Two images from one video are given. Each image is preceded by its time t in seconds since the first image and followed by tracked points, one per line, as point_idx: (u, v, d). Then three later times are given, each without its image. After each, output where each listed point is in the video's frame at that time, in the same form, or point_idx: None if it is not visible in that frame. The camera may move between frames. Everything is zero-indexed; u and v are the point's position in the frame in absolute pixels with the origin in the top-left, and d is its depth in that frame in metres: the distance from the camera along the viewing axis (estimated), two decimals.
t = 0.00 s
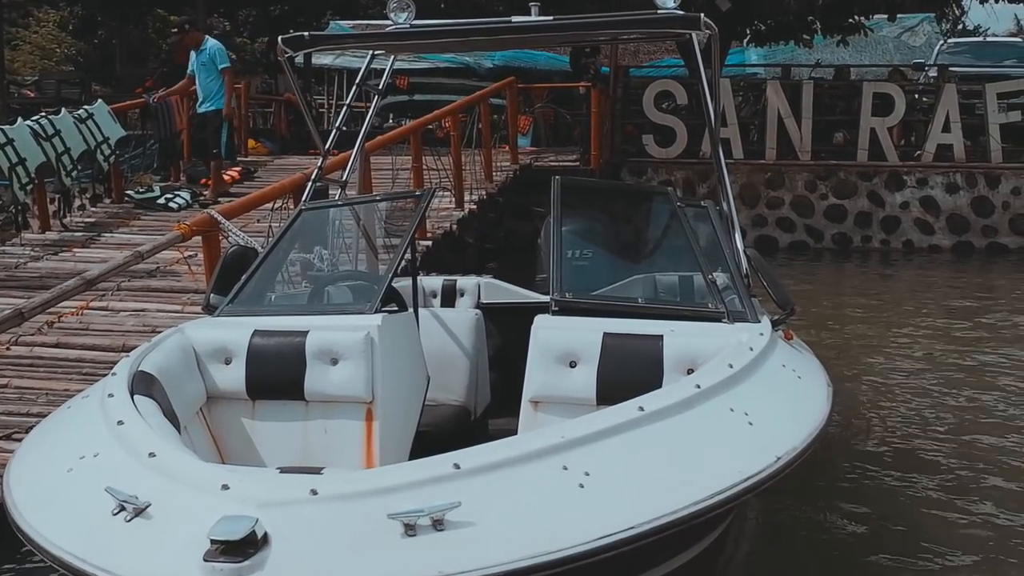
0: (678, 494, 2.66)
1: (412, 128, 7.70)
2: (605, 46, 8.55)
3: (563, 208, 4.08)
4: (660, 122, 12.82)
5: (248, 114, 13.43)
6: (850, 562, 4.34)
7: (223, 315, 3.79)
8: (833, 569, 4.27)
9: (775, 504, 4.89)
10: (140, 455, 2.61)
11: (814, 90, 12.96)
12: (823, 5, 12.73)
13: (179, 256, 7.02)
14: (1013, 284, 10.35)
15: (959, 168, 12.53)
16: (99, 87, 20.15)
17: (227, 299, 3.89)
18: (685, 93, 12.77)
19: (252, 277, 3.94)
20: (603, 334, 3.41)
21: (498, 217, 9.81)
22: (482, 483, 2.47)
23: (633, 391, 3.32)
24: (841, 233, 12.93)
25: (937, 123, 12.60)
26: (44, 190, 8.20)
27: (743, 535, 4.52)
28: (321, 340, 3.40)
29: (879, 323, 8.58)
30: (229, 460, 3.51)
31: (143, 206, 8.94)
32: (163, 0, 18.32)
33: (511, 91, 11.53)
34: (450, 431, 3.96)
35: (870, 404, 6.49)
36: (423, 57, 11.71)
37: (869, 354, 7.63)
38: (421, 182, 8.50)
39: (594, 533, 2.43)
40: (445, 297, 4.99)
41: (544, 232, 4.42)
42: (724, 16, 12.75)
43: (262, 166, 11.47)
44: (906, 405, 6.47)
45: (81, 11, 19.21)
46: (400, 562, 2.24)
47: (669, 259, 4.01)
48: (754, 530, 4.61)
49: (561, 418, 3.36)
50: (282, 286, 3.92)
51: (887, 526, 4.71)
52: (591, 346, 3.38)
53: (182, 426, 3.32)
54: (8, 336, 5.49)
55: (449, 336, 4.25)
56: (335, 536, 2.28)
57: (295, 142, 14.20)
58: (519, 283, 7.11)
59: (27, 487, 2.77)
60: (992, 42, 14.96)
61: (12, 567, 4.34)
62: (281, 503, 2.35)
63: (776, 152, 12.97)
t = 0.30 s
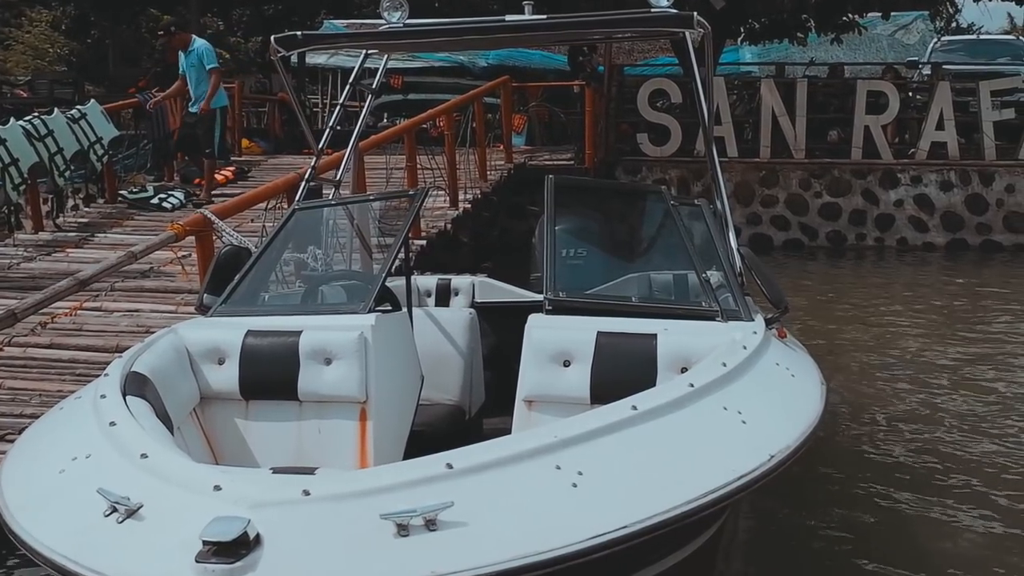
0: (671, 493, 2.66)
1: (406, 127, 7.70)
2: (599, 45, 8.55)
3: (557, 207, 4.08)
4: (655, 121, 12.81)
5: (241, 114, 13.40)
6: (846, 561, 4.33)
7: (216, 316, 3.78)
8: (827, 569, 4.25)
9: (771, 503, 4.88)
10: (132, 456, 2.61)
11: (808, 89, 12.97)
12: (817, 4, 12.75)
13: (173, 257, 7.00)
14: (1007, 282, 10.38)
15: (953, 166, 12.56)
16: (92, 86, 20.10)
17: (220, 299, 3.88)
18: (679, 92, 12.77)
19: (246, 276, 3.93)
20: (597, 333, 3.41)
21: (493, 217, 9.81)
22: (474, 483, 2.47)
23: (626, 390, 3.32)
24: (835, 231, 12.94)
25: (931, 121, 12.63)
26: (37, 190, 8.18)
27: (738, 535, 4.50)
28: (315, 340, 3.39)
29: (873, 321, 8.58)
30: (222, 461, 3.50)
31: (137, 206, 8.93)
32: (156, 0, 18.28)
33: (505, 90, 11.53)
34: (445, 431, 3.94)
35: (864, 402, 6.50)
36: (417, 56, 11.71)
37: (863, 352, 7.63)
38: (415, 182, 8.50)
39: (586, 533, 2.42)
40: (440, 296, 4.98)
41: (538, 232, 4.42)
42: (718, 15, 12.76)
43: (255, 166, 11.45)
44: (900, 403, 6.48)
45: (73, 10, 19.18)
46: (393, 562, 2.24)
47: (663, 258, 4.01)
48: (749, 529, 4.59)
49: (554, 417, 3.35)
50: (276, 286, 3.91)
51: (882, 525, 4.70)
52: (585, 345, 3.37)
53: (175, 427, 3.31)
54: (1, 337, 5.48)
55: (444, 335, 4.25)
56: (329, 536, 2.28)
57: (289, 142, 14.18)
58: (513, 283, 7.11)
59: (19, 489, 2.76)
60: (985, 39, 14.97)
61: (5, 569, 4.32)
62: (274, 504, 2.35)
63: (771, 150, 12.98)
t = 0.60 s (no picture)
0: (661, 494, 2.66)
1: (398, 127, 7.69)
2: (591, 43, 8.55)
3: (548, 207, 4.08)
4: (646, 121, 12.81)
5: (233, 114, 13.38)
6: (838, 561, 4.32)
7: (207, 316, 3.77)
8: (819, 569, 4.24)
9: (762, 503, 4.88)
10: (121, 457, 2.60)
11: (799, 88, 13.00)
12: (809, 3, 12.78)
13: (163, 257, 6.99)
14: (997, 280, 10.40)
15: (943, 164, 12.61)
16: (82, 87, 20.05)
17: (211, 299, 3.87)
18: (671, 91, 12.78)
19: (236, 276, 3.92)
20: (587, 333, 3.41)
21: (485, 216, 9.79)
22: (464, 483, 2.47)
23: (616, 390, 3.32)
24: (827, 230, 12.95)
25: (922, 120, 12.66)
26: (27, 191, 8.17)
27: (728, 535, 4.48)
28: (305, 341, 3.39)
29: (864, 320, 8.59)
30: (213, 462, 3.49)
31: (128, 207, 8.92)
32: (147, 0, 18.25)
33: (496, 89, 11.53)
34: (436, 431, 3.94)
35: (856, 401, 6.51)
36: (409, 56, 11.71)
37: (853, 350, 7.64)
38: (406, 181, 8.47)
39: (576, 533, 2.42)
40: (431, 296, 4.98)
41: (529, 232, 4.42)
42: (709, 14, 12.78)
43: (247, 165, 11.44)
44: (891, 401, 6.49)
45: (64, 10, 19.16)
46: (383, 562, 2.24)
47: (654, 256, 4.01)
48: (740, 529, 4.57)
49: (545, 417, 3.35)
50: (267, 285, 3.90)
51: (874, 525, 4.69)
52: (576, 344, 3.37)
53: (165, 428, 3.30)
54: None
55: (435, 335, 4.25)
56: (318, 536, 2.28)
57: (280, 142, 14.17)
58: (505, 282, 7.11)
59: (7, 490, 2.74)
60: (976, 38, 14.96)
61: None
62: (263, 505, 2.34)
63: (762, 150, 13.01)
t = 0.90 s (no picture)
0: (649, 493, 2.66)
1: (386, 126, 7.67)
2: (580, 42, 8.54)
3: (535, 207, 4.08)
4: (635, 120, 12.82)
5: (220, 114, 13.34)
6: (824, 561, 4.32)
7: (193, 316, 3.76)
8: (807, 568, 4.24)
9: (749, 502, 4.89)
10: (106, 459, 2.59)
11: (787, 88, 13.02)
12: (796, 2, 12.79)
13: (151, 257, 6.97)
14: (983, 279, 10.46)
15: (931, 164, 12.66)
16: (69, 86, 19.96)
17: (197, 299, 3.86)
18: (659, 91, 12.79)
19: (223, 276, 3.91)
20: (575, 332, 3.41)
21: (473, 216, 9.78)
22: (451, 483, 2.46)
23: (604, 390, 3.32)
24: (815, 229, 12.99)
25: (909, 120, 12.70)
26: (13, 191, 8.14)
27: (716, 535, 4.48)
28: (292, 340, 3.38)
29: (851, 319, 8.63)
30: (199, 462, 3.48)
31: (115, 206, 8.88)
32: None
33: (484, 89, 11.51)
34: (424, 431, 3.93)
35: (843, 400, 6.53)
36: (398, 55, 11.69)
37: (840, 350, 7.67)
38: (395, 181, 8.45)
39: (562, 533, 2.42)
40: (419, 295, 4.98)
41: (517, 231, 4.42)
42: (698, 13, 12.79)
43: (234, 165, 11.42)
44: (878, 400, 6.52)
45: (51, 8, 19.06)
46: (370, 562, 2.23)
47: (642, 255, 4.02)
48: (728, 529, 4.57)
49: (532, 416, 3.35)
50: (254, 285, 3.89)
51: (862, 525, 4.70)
52: (563, 344, 3.37)
53: (151, 429, 3.29)
54: None
55: (423, 335, 4.24)
56: (304, 537, 2.27)
57: (268, 141, 14.14)
58: (493, 282, 7.11)
59: None
60: (963, 38, 14.97)
61: None
62: (248, 506, 2.34)
63: (750, 149, 13.04)
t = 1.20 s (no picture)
0: (638, 493, 2.66)
1: (377, 125, 7.65)
2: (571, 42, 8.54)
3: (525, 206, 4.08)
4: (625, 119, 12.83)
5: (210, 113, 13.31)
6: (810, 562, 4.31)
7: (181, 316, 3.74)
8: (796, 569, 4.24)
9: (738, 502, 4.89)
10: (93, 460, 2.58)
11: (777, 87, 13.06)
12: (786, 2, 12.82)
13: (139, 257, 6.94)
14: (972, 278, 10.50)
15: (920, 164, 12.70)
16: (58, 86, 19.87)
17: (186, 299, 3.85)
18: (649, 90, 12.81)
19: (211, 276, 3.90)
20: (564, 332, 3.41)
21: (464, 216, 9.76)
22: (439, 483, 2.46)
23: (593, 389, 3.32)
24: (804, 229, 13.01)
25: (898, 119, 12.74)
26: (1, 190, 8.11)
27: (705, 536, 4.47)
28: (281, 341, 3.37)
29: (841, 318, 8.64)
30: (187, 463, 3.47)
31: (103, 206, 8.85)
32: None
33: (474, 88, 11.50)
34: (414, 431, 3.93)
35: (831, 399, 6.54)
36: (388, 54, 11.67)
37: (830, 349, 7.69)
38: (385, 180, 8.42)
39: (551, 533, 2.42)
40: (409, 295, 4.97)
41: (506, 231, 4.41)
42: (688, 13, 12.81)
43: (224, 164, 11.39)
44: (867, 399, 6.54)
45: (40, 7, 18.97)
46: (358, 563, 2.23)
47: (631, 254, 4.02)
48: (717, 530, 4.56)
49: (521, 416, 3.35)
50: (243, 285, 3.88)
51: (852, 524, 4.70)
52: (552, 344, 3.37)
53: (139, 429, 3.28)
54: None
55: (412, 335, 4.24)
56: (291, 538, 2.27)
57: (257, 140, 14.11)
58: (482, 281, 7.10)
59: None
60: (952, 38, 15.04)
61: None
62: (235, 506, 2.33)
63: (740, 149, 13.06)
